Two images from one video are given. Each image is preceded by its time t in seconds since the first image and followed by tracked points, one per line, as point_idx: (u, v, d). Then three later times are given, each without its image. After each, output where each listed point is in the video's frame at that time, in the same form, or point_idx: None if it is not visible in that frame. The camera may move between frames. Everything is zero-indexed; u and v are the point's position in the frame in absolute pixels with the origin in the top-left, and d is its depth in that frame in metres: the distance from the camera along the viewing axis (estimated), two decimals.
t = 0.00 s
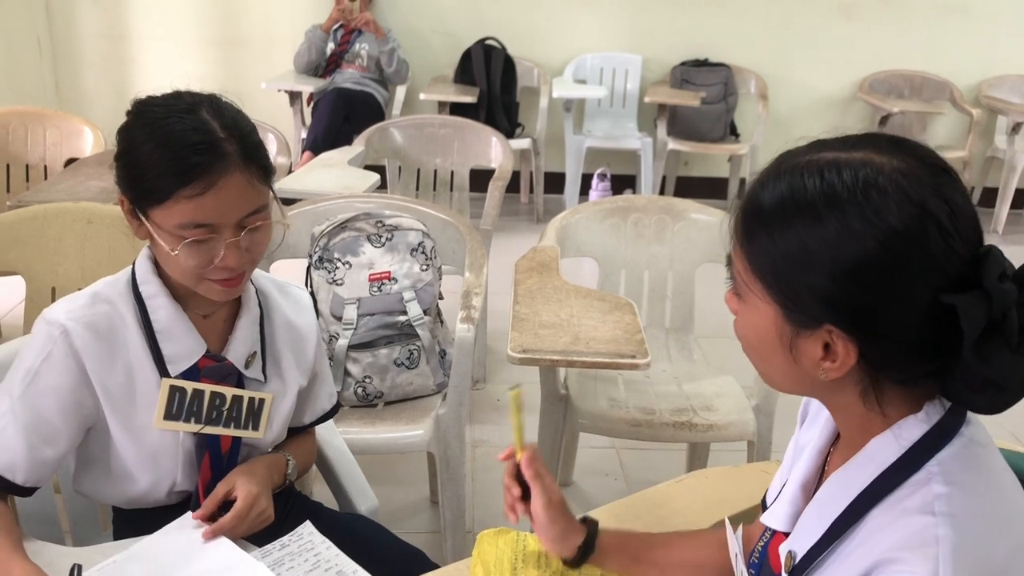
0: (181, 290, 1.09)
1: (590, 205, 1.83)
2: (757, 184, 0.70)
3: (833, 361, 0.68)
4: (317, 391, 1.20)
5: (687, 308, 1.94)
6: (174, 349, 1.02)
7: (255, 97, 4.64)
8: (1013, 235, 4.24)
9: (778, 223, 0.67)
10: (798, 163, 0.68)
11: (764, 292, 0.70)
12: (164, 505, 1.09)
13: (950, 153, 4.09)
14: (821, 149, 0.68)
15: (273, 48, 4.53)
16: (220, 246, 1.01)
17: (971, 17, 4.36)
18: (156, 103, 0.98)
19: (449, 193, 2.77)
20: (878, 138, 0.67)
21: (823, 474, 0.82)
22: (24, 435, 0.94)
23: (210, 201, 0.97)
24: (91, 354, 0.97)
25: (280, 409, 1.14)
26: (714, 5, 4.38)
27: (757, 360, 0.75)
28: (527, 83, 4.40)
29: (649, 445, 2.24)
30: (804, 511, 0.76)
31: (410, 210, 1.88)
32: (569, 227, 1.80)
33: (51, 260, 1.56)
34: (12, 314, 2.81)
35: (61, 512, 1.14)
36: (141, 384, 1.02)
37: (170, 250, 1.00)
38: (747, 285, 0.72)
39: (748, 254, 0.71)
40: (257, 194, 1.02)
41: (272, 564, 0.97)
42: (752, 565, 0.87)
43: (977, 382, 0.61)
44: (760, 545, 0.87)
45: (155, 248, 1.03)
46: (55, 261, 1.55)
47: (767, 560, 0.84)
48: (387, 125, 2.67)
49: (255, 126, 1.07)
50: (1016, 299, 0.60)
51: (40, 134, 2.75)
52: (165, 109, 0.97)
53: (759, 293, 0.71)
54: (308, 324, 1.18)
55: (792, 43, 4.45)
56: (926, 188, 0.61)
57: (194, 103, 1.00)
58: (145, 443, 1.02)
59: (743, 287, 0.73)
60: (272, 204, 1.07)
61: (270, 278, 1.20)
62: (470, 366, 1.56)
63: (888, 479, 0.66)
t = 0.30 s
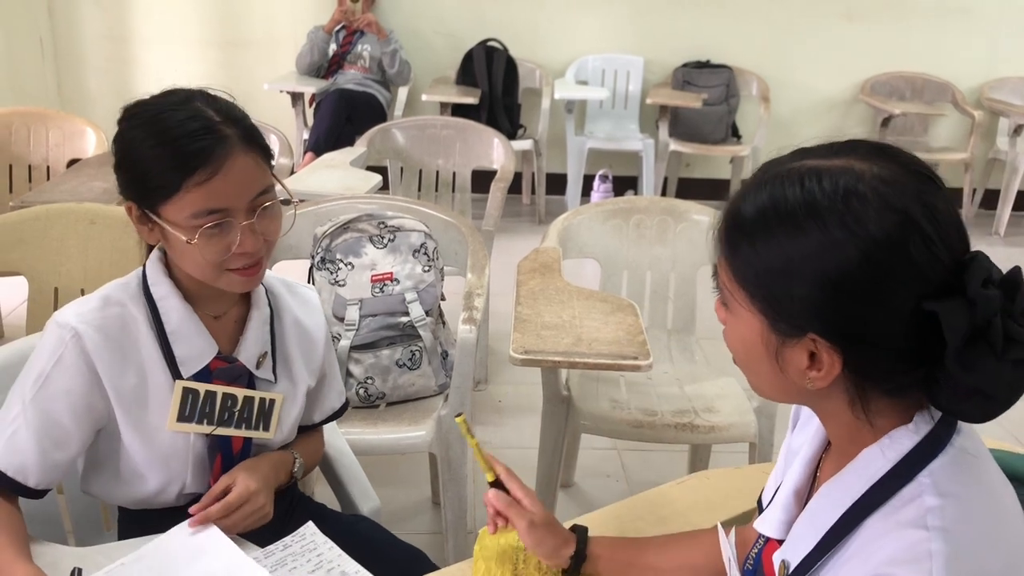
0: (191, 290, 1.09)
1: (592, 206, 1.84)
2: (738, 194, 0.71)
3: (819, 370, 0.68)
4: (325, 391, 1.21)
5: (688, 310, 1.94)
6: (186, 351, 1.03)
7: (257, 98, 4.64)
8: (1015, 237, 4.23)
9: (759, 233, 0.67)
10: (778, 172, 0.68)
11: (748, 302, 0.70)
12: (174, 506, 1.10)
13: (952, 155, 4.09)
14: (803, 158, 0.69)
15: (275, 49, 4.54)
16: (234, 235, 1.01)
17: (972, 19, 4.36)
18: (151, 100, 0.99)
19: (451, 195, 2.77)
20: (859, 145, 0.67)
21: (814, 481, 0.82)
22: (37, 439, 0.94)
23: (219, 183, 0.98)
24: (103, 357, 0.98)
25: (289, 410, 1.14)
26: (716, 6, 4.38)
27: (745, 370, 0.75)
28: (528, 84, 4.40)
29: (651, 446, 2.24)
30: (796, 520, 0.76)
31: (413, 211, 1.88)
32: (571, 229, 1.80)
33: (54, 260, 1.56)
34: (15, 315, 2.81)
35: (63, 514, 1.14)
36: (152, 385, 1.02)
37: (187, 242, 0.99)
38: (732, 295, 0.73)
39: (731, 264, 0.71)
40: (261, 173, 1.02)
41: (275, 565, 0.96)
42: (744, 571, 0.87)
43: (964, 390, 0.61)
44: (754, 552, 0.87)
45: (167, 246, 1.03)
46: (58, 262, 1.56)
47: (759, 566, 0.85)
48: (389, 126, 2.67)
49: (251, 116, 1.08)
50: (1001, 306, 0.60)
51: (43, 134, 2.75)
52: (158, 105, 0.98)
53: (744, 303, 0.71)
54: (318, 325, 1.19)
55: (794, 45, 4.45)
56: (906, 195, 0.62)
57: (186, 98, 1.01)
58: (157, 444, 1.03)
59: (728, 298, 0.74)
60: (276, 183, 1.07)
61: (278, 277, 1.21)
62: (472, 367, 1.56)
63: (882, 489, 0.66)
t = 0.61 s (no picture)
0: (189, 290, 1.09)
1: (594, 207, 1.84)
2: (734, 206, 0.71)
3: (828, 373, 0.69)
4: (323, 391, 1.21)
5: (690, 311, 1.94)
6: (184, 352, 1.03)
7: (259, 98, 4.65)
8: (1016, 240, 4.23)
9: (757, 244, 0.68)
10: (770, 181, 0.68)
11: (753, 312, 0.71)
12: (171, 507, 1.09)
13: (953, 157, 4.09)
14: (795, 164, 0.69)
15: (277, 50, 4.54)
16: (235, 237, 1.01)
17: (974, 21, 4.37)
18: (158, 99, 0.99)
19: (452, 195, 2.77)
20: (850, 145, 0.67)
21: (833, 482, 0.82)
22: (33, 439, 0.94)
23: (224, 185, 0.98)
24: (101, 358, 0.98)
25: (288, 410, 1.15)
26: (718, 7, 4.38)
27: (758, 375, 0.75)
28: (530, 85, 4.40)
29: (652, 447, 2.25)
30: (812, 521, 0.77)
31: (415, 212, 1.89)
32: (572, 230, 1.80)
33: (57, 260, 1.56)
34: (16, 315, 2.82)
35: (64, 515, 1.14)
36: (150, 385, 1.02)
37: (190, 243, 1.00)
38: (737, 304, 0.73)
39: (734, 273, 0.72)
40: (267, 179, 1.03)
41: (276, 566, 0.96)
42: (760, 569, 0.86)
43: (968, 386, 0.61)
44: (768, 552, 0.86)
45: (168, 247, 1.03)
46: (59, 262, 1.56)
47: (774, 566, 0.84)
48: (391, 126, 2.68)
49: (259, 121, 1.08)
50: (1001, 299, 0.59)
51: (45, 134, 2.75)
52: (165, 104, 0.98)
53: (748, 313, 0.72)
54: (317, 326, 1.19)
55: (796, 46, 4.46)
56: (896, 196, 0.62)
57: (194, 99, 1.01)
58: (155, 445, 1.03)
59: (735, 308, 0.74)
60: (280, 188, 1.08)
61: (277, 278, 1.21)
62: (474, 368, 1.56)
63: (903, 492, 0.66)
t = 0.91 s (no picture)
0: (191, 289, 1.09)
1: (596, 208, 1.84)
2: (768, 208, 0.72)
3: (886, 361, 0.67)
4: (324, 390, 1.21)
5: (690, 312, 1.94)
6: (186, 351, 1.03)
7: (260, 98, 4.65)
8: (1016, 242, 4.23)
9: (800, 236, 0.68)
10: (801, 179, 0.70)
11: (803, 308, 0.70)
12: (173, 506, 1.10)
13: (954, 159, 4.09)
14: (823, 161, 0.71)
15: (279, 50, 4.55)
16: (244, 237, 1.01)
17: (975, 23, 4.37)
18: (162, 100, 0.99)
19: (453, 196, 2.77)
20: (879, 134, 0.69)
21: (860, 476, 0.82)
22: (35, 439, 0.94)
23: (233, 185, 0.98)
24: (103, 357, 0.98)
25: (289, 409, 1.15)
26: (720, 9, 4.39)
27: (804, 381, 0.74)
28: (531, 86, 4.40)
29: (652, 449, 2.25)
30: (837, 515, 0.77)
31: (415, 212, 1.89)
32: (574, 230, 1.80)
33: (58, 260, 1.56)
34: (17, 314, 2.82)
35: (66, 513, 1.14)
36: (152, 384, 1.02)
37: (201, 244, 1.00)
38: (784, 307, 0.72)
39: (778, 273, 0.72)
40: (274, 178, 1.03)
41: (278, 565, 0.96)
42: (778, 563, 0.86)
43: None
44: (789, 544, 0.86)
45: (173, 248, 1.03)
46: (61, 261, 1.56)
47: (796, 560, 0.84)
48: (392, 127, 2.68)
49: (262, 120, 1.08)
50: None
51: (47, 134, 2.75)
52: (171, 105, 0.98)
53: (798, 310, 0.71)
54: (318, 326, 1.19)
55: (797, 48, 4.46)
56: (935, 171, 0.63)
57: (199, 98, 1.01)
58: (156, 445, 1.03)
59: (780, 312, 0.73)
60: (286, 188, 1.08)
61: (279, 278, 1.21)
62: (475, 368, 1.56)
63: (936, 485, 0.66)
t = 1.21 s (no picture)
0: (193, 291, 1.09)
1: (596, 208, 1.84)
2: (781, 214, 0.75)
3: (919, 344, 0.68)
4: (325, 391, 1.21)
5: (690, 312, 1.94)
6: (188, 352, 1.03)
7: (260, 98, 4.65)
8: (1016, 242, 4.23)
9: (822, 228, 0.70)
10: (809, 181, 0.73)
11: (831, 302, 0.70)
12: (174, 506, 1.10)
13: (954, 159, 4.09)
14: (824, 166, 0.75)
15: (279, 50, 4.55)
16: (251, 237, 1.01)
17: (975, 24, 4.37)
18: (166, 102, 0.99)
19: (453, 196, 2.77)
20: (870, 134, 0.74)
21: (874, 466, 0.84)
22: (35, 438, 0.94)
23: (240, 184, 0.98)
24: (105, 357, 0.98)
25: (289, 410, 1.15)
26: (720, 9, 4.39)
27: (831, 381, 0.74)
28: (531, 86, 4.40)
29: (652, 449, 2.25)
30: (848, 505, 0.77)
31: (415, 212, 1.89)
32: (574, 230, 1.80)
33: (59, 259, 1.56)
34: (17, 313, 2.82)
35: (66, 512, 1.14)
36: (153, 384, 1.02)
37: (207, 245, 1.00)
38: (809, 308, 0.73)
39: (802, 272, 0.72)
40: (278, 180, 1.03)
41: (279, 564, 0.96)
42: (791, 552, 0.87)
43: None
44: (802, 534, 0.87)
45: (178, 249, 1.03)
46: (62, 260, 1.56)
47: (807, 547, 0.85)
48: (392, 127, 2.68)
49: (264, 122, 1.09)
50: None
51: (47, 133, 2.75)
52: (175, 108, 0.98)
53: (826, 306, 0.71)
54: (319, 327, 1.19)
55: (797, 49, 4.46)
56: (940, 153, 0.67)
57: (204, 99, 1.02)
58: (157, 445, 1.03)
59: (803, 315, 0.74)
60: (290, 189, 1.08)
61: (280, 279, 1.21)
62: (475, 368, 1.56)
63: (947, 468, 0.67)
